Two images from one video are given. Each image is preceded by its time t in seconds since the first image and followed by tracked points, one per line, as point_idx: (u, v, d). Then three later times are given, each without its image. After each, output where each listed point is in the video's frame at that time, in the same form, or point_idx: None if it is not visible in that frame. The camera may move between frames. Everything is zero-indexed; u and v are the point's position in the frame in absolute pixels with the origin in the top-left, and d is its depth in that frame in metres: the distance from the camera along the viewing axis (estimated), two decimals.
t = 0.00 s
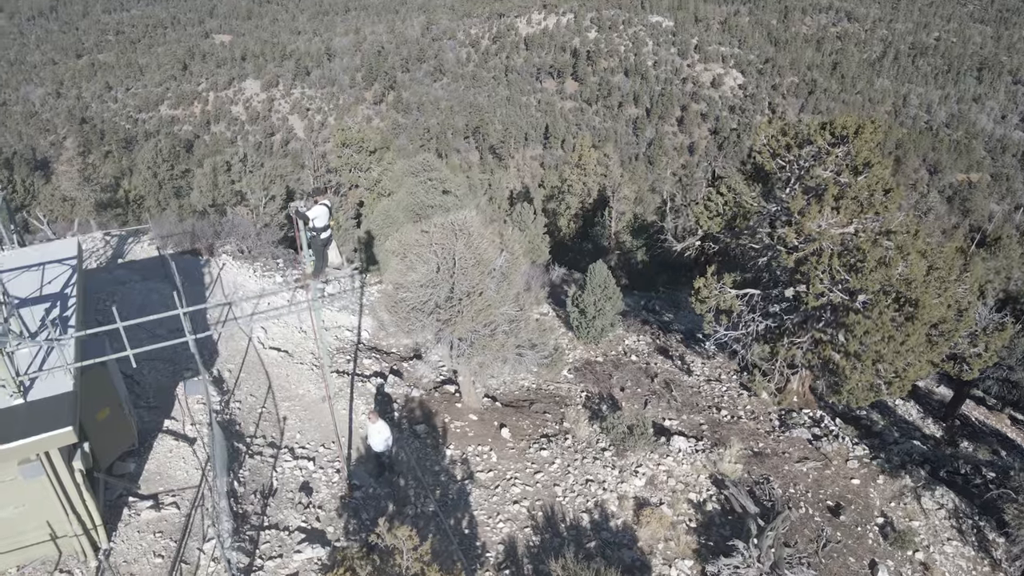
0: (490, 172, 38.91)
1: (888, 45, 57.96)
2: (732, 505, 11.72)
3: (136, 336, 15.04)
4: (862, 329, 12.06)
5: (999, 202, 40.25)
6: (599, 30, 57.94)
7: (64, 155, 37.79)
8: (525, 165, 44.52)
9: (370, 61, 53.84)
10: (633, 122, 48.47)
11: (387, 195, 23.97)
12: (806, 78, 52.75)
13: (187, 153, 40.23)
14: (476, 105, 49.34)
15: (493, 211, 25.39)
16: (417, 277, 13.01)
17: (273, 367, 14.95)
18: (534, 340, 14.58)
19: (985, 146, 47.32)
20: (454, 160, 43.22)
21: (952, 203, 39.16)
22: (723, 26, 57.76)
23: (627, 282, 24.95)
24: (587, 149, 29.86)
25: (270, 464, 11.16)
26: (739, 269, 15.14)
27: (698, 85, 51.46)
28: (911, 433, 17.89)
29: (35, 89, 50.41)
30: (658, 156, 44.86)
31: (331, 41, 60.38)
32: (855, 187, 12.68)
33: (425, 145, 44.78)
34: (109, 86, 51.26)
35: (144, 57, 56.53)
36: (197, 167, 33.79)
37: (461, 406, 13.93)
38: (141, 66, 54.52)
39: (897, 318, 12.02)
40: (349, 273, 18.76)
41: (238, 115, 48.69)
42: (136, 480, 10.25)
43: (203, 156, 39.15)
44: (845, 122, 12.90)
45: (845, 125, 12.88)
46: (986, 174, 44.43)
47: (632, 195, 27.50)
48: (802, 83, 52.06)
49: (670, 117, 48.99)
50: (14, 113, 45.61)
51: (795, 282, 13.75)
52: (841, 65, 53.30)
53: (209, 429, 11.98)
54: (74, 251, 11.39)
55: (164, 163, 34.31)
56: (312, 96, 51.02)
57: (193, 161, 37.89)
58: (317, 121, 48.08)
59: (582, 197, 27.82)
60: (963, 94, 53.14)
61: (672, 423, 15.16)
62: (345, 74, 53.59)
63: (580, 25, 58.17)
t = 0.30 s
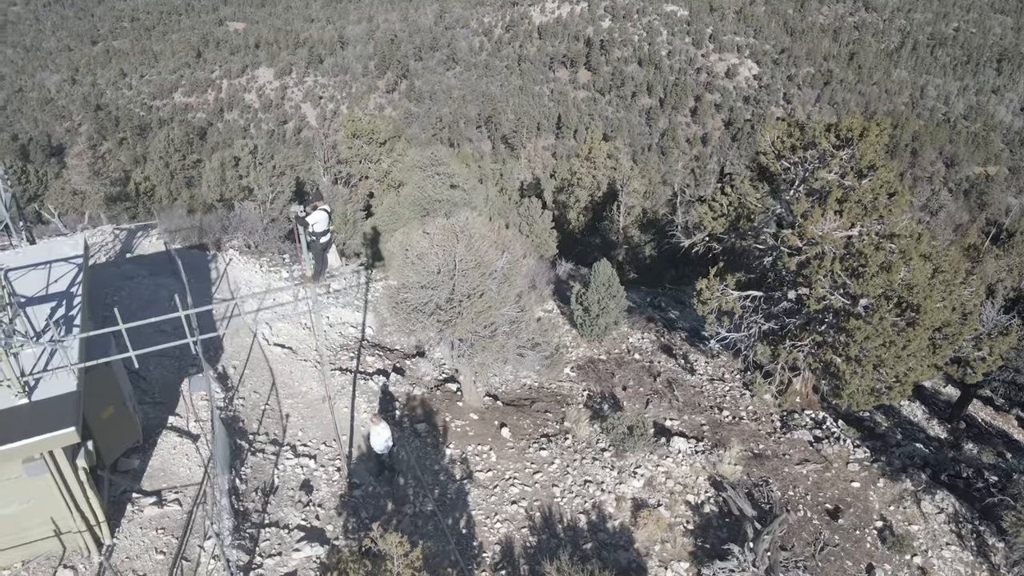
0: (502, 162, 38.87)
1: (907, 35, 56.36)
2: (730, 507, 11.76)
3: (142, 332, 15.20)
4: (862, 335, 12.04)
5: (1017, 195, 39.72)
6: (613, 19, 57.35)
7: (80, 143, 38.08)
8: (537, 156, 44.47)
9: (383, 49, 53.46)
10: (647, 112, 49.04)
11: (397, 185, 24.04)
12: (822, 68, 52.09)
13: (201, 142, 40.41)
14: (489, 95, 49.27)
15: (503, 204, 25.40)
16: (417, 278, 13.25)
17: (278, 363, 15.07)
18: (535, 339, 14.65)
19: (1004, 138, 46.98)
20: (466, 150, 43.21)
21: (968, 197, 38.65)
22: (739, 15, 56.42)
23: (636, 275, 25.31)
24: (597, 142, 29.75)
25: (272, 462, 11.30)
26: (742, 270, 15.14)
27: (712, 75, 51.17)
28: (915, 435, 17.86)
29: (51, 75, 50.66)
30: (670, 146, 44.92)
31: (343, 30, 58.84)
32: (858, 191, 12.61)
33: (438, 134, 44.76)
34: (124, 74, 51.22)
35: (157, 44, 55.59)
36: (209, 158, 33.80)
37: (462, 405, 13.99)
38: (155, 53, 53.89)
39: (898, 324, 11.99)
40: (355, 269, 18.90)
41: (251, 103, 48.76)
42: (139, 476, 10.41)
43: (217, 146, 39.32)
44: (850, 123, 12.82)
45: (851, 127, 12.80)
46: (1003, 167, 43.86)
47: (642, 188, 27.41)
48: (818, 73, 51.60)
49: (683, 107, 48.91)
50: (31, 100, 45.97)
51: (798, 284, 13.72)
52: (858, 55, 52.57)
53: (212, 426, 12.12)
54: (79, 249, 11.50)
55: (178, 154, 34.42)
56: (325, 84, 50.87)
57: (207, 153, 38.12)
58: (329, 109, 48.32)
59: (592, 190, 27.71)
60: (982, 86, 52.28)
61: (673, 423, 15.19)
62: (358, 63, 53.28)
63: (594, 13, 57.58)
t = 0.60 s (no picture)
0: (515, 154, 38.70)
1: (927, 24, 54.76)
2: (727, 510, 11.79)
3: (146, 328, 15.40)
4: (862, 340, 12.02)
5: None
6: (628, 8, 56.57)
7: (97, 131, 38.30)
8: (549, 147, 44.29)
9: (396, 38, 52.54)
10: (660, 103, 49.04)
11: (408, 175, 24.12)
12: (838, 60, 51.37)
13: (215, 132, 40.53)
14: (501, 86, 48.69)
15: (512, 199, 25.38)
16: (418, 279, 13.35)
17: (282, 360, 15.16)
18: (537, 339, 14.73)
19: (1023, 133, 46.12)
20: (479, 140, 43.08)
21: (985, 191, 38.01)
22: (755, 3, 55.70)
23: (645, 271, 25.22)
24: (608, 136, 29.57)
25: (274, 459, 11.44)
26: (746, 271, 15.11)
27: (727, 66, 50.74)
28: (919, 437, 17.80)
29: (67, 62, 50.82)
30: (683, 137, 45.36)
31: (357, 18, 56.74)
32: (862, 195, 12.56)
33: (450, 124, 44.64)
34: (138, 61, 50.77)
35: (172, 32, 54.19)
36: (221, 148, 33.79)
37: (463, 404, 14.03)
38: (169, 41, 52.95)
39: (898, 330, 11.97)
40: (361, 266, 19.01)
41: (265, 91, 48.69)
42: (144, 473, 10.59)
43: (230, 137, 39.43)
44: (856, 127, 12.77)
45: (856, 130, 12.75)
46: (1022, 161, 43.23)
47: (653, 182, 27.25)
48: (834, 64, 50.82)
49: (697, 99, 48.57)
50: (47, 87, 46.29)
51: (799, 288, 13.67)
52: (876, 46, 51.71)
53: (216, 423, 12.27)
54: (87, 248, 11.66)
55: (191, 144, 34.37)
56: (338, 73, 50.62)
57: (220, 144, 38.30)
58: (343, 97, 48.41)
59: (602, 183, 27.57)
60: (1003, 79, 51.32)
61: (674, 424, 15.21)
62: (371, 52, 52.91)
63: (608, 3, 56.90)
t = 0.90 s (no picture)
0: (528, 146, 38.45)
1: (948, 15, 53.82)
2: (724, 512, 11.86)
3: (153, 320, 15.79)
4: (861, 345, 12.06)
5: None
6: None
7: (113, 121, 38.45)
8: (562, 138, 43.95)
9: (411, 27, 52.01)
10: (675, 94, 48.23)
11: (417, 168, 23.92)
12: (856, 51, 50.56)
13: (230, 121, 40.31)
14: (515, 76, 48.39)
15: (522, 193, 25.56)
16: (418, 280, 13.36)
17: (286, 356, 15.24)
18: (538, 339, 14.82)
19: None
20: (492, 130, 42.95)
21: (1003, 186, 37.35)
22: None
23: (653, 267, 25.13)
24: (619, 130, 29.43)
25: (276, 456, 11.60)
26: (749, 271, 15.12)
27: (744, 58, 50.20)
28: (923, 439, 17.72)
29: (83, 49, 50.08)
30: (697, 130, 45.02)
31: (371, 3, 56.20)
32: (864, 199, 12.56)
33: (463, 114, 44.43)
34: (153, 49, 50.46)
35: (187, 20, 53.48)
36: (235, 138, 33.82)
37: (464, 403, 14.08)
38: (184, 28, 52.35)
39: (898, 335, 11.96)
40: (367, 261, 19.02)
41: (279, 79, 48.54)
42: (148, 468, 10.79)
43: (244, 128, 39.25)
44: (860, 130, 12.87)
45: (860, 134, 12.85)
46: None
47: (664, 176, 27.06)
48: (852, 56, 50.01)
49: (712, 90, 48.13)
50: (64, 74, 46.15)
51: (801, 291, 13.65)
52: (895, 37, 50.85)
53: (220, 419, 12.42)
54: (95, 245, 11.79)
55: (203, 134, 34.20)
56: (352, 61, 50.28)
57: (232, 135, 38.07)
58: (356, 86, 48.28)
59: (612, 178, 27.43)
60: None
61: (675, 425, 15.23)
62: (385, 40, 52.35)
63: None
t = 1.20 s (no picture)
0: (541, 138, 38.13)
1: (970, 8, 52.93)
2: (721, 515, 11.95)
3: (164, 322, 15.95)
4: (859, 352, 12.08)
5: None
6: None
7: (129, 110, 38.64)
8: (575, 129, 43.48)
9: (425, 16, 51.88)
10: (691, 85, 47.26)
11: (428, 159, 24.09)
12: (875, 43, 49.72)
13: (245, 109, 39.74)
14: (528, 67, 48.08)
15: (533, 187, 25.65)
16: (419, 283, 13.43)
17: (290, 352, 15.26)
18: (539, 341, 15.28)
19: None
20: (505, 120, 42.49)
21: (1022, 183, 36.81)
22: None
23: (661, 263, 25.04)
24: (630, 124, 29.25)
25: (278, 453, 11.75)
26: (753, 273, 15.13)
27: (760, 49, 49.51)
28: (927, 442, 17.67)
29: (100, 36, 49.59)
30: (711, 122, 44.14)
31: None
32: (867, 204, 12.53)
33: (476, 104, 44.09)
34: (169, 36, 50.08)
35: (203, 5, 53.30)
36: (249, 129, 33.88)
37: (465, 401, 14.12)
38: (200, 15, 52.21)
39: (898, 342, 11.94)
40: (373, 258, 19.10)
41: (293, 68, 48.33)
42: (153, 464, 10.99)
43: (259, 113, 38.87)
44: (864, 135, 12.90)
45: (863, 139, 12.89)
46: None
47: (675, 172, 26.88)
48: (871, 48, 49.18)
49: (728, 81, 47.57)
50: (80, 60, 45.94)
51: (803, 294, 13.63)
52: (915, 28, 49.96)
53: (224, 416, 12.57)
54: (102, 244, 11.95)
55: (216, 124, 34.17)
56: (366, 50, 49.95)
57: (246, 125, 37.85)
58: (371, 75, 47.86)
59: (623, 173, 27.25)
60: None
61: (676, 426, 15.27)
62: (400, 28, 51.95)
63: None
